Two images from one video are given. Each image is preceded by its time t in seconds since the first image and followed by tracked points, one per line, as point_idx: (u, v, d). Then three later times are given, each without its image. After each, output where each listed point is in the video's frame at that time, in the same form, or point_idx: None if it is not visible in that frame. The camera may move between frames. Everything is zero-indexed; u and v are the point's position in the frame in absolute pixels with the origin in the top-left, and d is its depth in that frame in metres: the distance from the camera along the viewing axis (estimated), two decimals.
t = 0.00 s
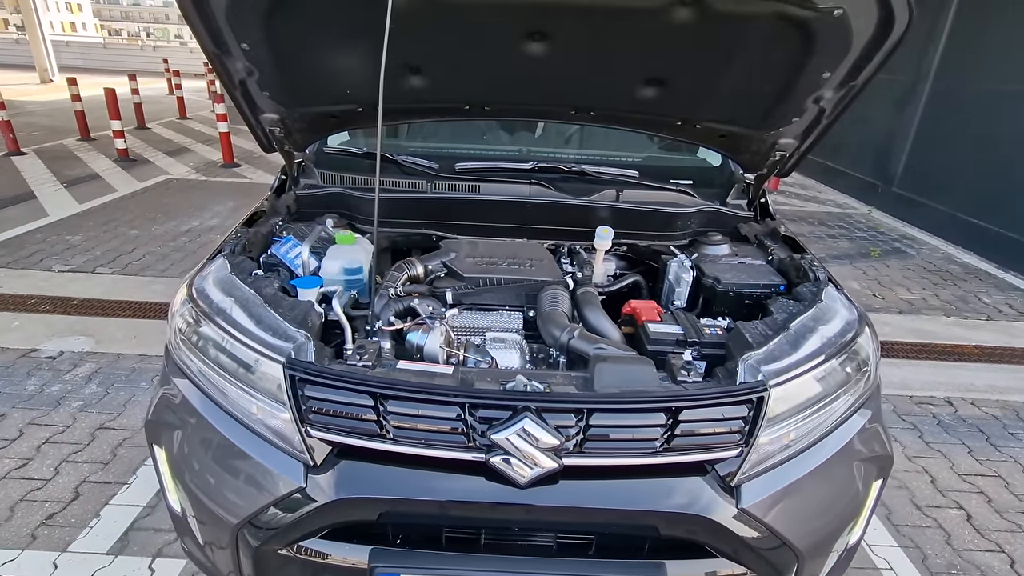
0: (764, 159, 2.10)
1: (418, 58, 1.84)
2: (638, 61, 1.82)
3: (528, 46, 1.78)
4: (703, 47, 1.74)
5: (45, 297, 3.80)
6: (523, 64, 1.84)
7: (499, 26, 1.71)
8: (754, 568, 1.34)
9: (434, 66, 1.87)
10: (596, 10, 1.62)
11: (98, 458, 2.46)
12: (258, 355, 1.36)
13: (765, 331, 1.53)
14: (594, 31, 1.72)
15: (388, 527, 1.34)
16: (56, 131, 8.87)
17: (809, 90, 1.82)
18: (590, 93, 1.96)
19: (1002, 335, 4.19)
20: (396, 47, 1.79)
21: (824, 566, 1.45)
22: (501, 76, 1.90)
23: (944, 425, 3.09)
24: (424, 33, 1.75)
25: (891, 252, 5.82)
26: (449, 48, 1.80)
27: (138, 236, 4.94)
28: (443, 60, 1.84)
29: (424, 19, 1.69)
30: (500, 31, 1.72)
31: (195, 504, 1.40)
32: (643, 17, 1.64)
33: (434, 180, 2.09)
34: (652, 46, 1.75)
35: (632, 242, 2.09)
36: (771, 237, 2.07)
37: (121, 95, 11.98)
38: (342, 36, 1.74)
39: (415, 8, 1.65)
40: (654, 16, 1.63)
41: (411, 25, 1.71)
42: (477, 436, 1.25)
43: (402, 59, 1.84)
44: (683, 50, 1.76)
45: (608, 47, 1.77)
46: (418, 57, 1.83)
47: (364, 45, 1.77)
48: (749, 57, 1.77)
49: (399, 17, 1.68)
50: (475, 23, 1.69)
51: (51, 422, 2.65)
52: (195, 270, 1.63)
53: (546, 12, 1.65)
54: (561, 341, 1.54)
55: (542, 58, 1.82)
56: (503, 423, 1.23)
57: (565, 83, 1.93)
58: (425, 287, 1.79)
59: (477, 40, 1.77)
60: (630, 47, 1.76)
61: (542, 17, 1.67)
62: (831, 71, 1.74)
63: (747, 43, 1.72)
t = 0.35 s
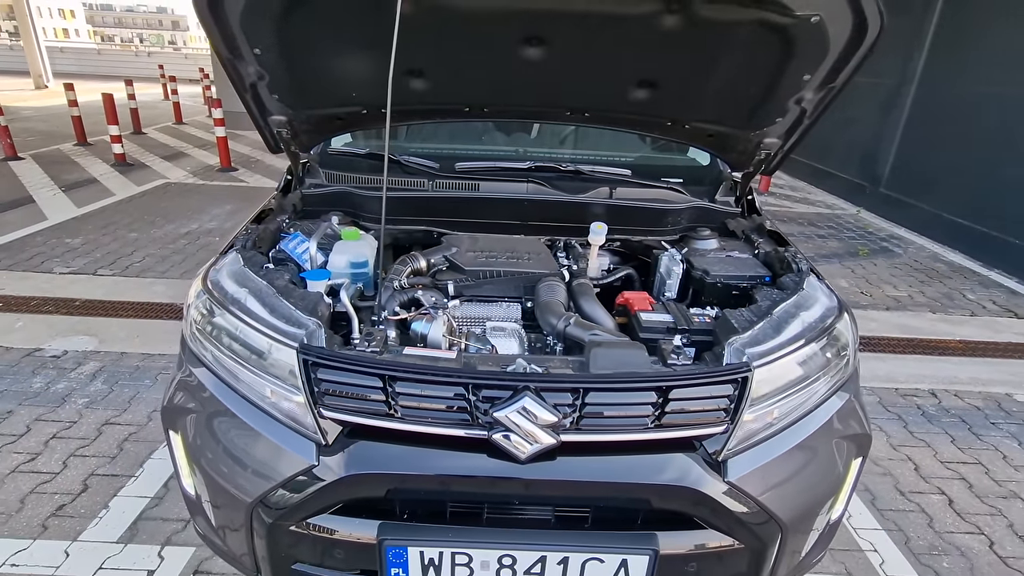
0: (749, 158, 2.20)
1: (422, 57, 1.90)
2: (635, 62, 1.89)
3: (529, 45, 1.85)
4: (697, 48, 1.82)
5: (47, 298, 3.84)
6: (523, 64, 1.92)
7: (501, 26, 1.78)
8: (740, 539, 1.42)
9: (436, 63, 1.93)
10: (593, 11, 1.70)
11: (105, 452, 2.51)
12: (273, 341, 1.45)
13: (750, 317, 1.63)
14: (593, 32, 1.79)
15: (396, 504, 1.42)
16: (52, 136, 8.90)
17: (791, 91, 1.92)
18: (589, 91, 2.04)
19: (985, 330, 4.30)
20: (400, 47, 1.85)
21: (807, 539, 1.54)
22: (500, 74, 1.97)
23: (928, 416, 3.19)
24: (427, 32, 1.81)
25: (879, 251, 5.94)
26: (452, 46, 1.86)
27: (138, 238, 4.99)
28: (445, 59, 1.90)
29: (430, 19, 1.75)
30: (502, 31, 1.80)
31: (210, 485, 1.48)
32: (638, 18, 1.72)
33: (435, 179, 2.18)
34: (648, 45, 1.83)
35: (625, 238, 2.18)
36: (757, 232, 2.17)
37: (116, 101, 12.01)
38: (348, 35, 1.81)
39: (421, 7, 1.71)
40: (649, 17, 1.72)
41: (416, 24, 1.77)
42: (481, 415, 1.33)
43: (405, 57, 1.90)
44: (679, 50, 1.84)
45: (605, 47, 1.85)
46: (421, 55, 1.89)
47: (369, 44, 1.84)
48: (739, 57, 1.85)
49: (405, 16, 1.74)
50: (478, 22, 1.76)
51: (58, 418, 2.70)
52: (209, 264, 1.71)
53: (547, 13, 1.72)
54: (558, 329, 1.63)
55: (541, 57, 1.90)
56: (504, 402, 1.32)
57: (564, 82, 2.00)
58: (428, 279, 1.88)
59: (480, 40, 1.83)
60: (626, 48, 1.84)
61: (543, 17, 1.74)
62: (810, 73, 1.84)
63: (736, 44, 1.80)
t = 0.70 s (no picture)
0: (734, 157, 2.28)
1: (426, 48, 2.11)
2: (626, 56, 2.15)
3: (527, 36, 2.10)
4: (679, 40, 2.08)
5: (46, 301, 3.88)
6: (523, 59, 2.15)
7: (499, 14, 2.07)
8: (728, 517, 1.50)
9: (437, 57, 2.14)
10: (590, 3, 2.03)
11: (109, 449, 2.56)
12: (279, 331, 1.52)
13: (735, 307, 1.70)
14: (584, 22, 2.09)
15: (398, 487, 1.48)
16: (46, 143, 8.92)
17: (772, 92, 2.04)
18: (586, 92, 2.25)
19: (968, 326, 4.41)
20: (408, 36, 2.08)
21: (791, 519, 1.62)
22: (491, 74, 2.19)
23: (913, 409, 3.27)
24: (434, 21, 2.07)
25: (866, 252, 6.06)
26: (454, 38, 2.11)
27: (135, 242, 5.03)
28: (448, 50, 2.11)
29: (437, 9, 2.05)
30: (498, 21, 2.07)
31: (218, 471, 1.55)
32: (623, 4, 2.03)
33: (432, 179, 2.25)
34: (634, 35, 2.10)
35: (616, 235, 2.25)
36: (743, 228, 2.25)
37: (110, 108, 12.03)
38: (365, 28, 2.05)
39: None
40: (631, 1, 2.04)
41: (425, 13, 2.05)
42: (480, 399, 1.39)
43: (410, 49, 2.11)
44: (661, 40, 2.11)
45: (596, 37, 2.11)
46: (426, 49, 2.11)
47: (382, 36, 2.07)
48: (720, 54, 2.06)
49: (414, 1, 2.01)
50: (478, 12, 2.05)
51: (60, 417, 2.75)
52: (215, 260, 1.78)
53: None
54: (552, 319, 1.70)
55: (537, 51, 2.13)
56: (502, 386, 1.38)
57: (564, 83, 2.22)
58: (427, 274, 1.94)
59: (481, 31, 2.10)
60: (617, 38, 2.11)
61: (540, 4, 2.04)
62: (790, 75, 1.97)
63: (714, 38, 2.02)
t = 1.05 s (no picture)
0: (718, 158, 2.38)
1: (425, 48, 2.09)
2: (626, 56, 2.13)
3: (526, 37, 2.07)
4: (679, 38, 2.05)
5: (42, 304, 3.92)
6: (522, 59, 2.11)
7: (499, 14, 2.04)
8: (712, 496, 1.58)
9: (437, 57, 2.11)
10: None
11: (111, 445, 2.62)
12: (284, 322, 1.59)
13: (717, 298, 1.79)
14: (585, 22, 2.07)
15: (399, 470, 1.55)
16: (37, 149, 8.94)
17: (753, 95, 2.14)
18: (587, 92, 2.22)
19: (946, 323, 4.55)
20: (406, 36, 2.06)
21: (772, 499, 1.70)
22: (492, 73, 2.16)
23: (893, 401, 3.38)
24: (434, 21, 2.04)
25: (850, 253, 6.20)
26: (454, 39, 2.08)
27: (130, 247, 5.07)
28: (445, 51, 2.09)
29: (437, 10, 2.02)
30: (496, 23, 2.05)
31: (225, 458, 1.61)
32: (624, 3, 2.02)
33: (428, 179, 2.34)
34: (634, 35, 2.08)
35: (605, 233, 2.34)
36: (726, 226, 2.34)
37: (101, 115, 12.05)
38: (364, 28, 2.04)
39: None
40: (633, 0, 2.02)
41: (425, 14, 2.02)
42: (477, 384, 1.47)
43: (409, 49, 2.09)
44: (662, 39, 2.09)
45: (596, 37, 2.10)
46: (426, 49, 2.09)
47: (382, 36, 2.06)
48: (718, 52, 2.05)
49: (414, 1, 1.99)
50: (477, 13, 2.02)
51: (62, 415, 2.80)
52: (220, 257, 1.85)
53: None
54: (544, 312, 1.78)
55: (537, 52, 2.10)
56: (498, 372, 1.46)
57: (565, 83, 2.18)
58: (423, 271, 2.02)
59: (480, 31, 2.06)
60: (617, 37, 2.10)
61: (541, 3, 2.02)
62: (769, 78, 2.08)
63: (712, 35, 2.00)
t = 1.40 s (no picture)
0: (698, 159, 2.50)
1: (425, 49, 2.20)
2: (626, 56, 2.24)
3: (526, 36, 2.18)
4: (677, 38, 2.16)
5: (41, 308, 3.98)
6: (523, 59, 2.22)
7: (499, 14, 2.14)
8: (690, 474, 1.68)
9: (437, 57, 2.22)
10: None
11: (112, 442, 2.69)
12: (286, 312, 1.68)
13: (693, 289, 1.91)
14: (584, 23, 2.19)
15: (394, 451, 1.65)
16: (30, 158, 8.97)
17: (725, 100, 2.27)
18: (587, 92, 2.32)
19: (926, 321, 4.66)
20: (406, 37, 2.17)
21: (746, 481, 1.80)
22: (492, 70, 2.26)
23: (874, 395, 3.49)
24: (433, 21, 2.15)
25: (834, 255, 6.36)
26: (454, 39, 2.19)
27: (126, 253, 5.13)
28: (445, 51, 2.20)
29: (436, 10, 2.14)
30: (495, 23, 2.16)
31: (229, 442, 1.70)
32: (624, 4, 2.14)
33: (420, 180, 2.43)
34: (634, 35, 2.20)
35: (590, 232, 2.46)
36: (705, 224, 2.46)
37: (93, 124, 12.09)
38: (364, 28, 2.15)
39: None
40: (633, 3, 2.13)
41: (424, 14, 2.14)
42: (468, 367, 1.57)
43: (410, 49, 2.20)
44: (662, 39, 2.20)
45: (596, 37, 2.21)
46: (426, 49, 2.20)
47: (382, 36, 2.17)
48: (706, 53, 2.16)
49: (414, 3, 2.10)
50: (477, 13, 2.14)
51: (63, 414, 2.87)
52: (223, 254, 1.95)
53: None
54: (531, 303, 1.88)
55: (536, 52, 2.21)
56: (487, 355, 1.57)
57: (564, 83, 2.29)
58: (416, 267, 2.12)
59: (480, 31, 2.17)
60: (617, 38, 2.21)
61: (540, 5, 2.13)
62: (739, 84, 2.21)
63: (708, 35, 2.10)
